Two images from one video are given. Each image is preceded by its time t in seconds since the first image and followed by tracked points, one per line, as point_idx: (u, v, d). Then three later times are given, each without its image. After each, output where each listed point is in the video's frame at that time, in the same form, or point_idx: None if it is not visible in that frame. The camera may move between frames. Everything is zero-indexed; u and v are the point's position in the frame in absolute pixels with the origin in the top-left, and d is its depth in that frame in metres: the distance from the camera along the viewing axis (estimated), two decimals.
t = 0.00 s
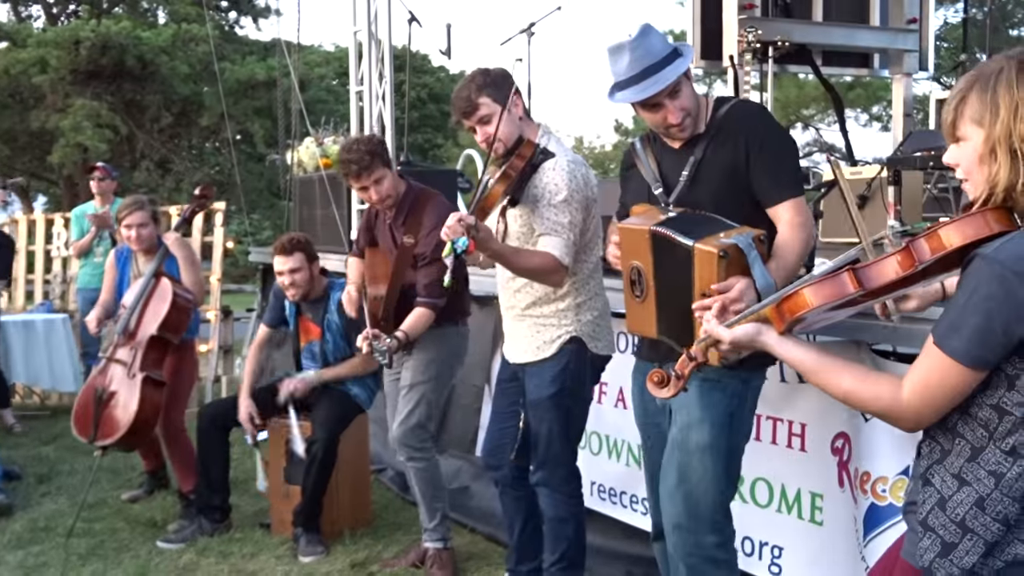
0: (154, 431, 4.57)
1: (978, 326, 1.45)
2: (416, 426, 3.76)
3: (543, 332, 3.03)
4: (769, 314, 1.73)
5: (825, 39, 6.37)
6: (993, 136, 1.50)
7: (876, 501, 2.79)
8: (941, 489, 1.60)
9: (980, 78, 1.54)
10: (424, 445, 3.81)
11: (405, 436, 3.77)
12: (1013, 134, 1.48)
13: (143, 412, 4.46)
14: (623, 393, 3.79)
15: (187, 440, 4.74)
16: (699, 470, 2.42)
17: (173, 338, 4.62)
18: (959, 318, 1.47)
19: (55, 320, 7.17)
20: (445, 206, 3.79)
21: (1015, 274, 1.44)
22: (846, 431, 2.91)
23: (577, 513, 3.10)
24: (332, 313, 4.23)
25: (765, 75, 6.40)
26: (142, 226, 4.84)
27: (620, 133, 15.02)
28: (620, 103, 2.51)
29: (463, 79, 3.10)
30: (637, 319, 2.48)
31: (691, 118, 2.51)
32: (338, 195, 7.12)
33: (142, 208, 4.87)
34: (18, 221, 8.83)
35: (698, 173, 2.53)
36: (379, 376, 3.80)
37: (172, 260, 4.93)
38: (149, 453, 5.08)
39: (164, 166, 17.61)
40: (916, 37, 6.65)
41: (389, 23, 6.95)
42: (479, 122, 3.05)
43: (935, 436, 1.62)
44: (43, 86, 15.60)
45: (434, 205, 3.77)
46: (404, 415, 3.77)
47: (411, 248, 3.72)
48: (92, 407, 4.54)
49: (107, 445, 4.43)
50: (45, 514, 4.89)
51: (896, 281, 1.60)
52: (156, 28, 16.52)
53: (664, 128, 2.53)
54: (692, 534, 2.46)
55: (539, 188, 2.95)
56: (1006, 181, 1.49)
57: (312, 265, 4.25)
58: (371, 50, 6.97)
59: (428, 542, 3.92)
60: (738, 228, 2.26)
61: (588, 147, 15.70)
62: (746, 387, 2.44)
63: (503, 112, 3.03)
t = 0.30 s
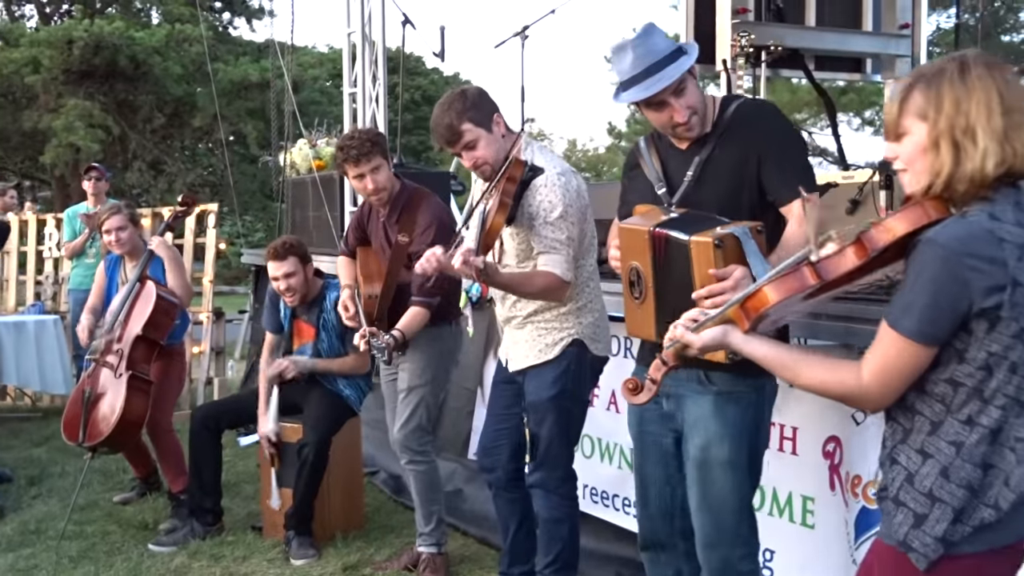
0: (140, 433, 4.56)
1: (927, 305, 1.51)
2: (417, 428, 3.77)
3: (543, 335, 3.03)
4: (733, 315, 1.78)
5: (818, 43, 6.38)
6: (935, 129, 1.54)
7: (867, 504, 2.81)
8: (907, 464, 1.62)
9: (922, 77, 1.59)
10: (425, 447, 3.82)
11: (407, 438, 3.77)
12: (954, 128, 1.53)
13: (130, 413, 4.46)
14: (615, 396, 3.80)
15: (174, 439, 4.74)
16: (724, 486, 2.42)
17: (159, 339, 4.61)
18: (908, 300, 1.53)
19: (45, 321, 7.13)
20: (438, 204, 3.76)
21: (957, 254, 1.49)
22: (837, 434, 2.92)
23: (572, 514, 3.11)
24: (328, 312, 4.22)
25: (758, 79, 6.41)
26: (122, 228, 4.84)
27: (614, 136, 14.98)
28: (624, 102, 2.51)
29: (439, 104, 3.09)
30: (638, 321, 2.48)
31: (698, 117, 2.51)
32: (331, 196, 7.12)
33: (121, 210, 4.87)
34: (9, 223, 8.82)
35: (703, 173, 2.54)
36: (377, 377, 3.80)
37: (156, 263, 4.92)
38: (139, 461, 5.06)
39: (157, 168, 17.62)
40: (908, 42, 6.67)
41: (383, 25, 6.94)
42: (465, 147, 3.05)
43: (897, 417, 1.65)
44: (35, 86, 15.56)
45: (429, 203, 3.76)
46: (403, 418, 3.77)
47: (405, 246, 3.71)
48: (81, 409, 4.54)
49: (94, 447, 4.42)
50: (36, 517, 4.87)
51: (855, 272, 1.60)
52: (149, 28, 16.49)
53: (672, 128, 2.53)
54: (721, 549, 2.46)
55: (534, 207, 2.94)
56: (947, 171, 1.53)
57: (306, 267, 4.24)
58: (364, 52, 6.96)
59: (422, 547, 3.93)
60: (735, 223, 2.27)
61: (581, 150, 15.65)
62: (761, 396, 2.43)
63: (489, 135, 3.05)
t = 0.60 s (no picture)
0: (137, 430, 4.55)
1: (925, 263, 1.60)
2: (398, 425, 3.77)
3: (539, 334, 3.03)
4: (732, 301, 1.79)
5: (812, 44, 6.40)
6: (880, 106, 1.67)
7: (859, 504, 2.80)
8: (909, 425, 1.68)
9: (855, 67, 1.72)
10: (406, 443, 3.81)
11: (388, 435, 3.77)
12: (898, 101, 1.66)
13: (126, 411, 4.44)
14: (609, 395, 3.79)
15: (170, 437, 4.73)
16: (730, 489, 2.42)
17: (157, 337, 4.59)
18: (906, 261, 1.62)
19: (39, 319, 7.07)
20: (440, 206, 3.76)
21: (946, 213, 1.61)
22: (831, 434, 2.92)
23: (565, 512, 3.10)
24: (322, 308, 4.23)
25: (753, 79, 6.41)
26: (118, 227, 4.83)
27: (608, 137, 14.90)
28: (632, 110, 2.50)
29: (430, 110, 3.07)
30: (645, 325, 2.45)
31: (708, 123, 2.50)
32: (325, 195, 7.10)
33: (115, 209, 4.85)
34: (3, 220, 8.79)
35: (712, 176, 2.54)
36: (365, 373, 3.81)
37: (155, 259, 4.90)
38: (134, 453, 5.06)
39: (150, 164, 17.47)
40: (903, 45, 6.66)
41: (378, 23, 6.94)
42: (458, 150, 3.05)
43: (887, 383, 1.72)
44: (28, 83, 15.52)
45: (429, 205, 3.75)
46: (389, 414, 3.77)
47: (405, 247, 3.73)
48: (77, 405, 4.52)
49: (88, 444, 4.42)
50: (27, 514, 4.86)
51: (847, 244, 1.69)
52: (144, 26, 16.47)
53: (681, 134, 2.53)
54: (725, 552, 2.47)
55: (528, 211, 2.95)
56: (898, 143, 1.65)
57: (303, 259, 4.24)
58: (359, 51, 6.95)
59: (410, 543, 3.92)
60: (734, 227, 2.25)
61: (575, 151, 15.61)
62: (770, 400, 2.43)
63: (480, 138, 3.05)
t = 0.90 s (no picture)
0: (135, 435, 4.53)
1: (936, 248, 1.60)
2: (396, 431, 3.77)
3: (537, 337, 3.02)
4: (749, 290, 1.73)
5: (805, 43, 6.40)
6: (877, 97, 1.67)
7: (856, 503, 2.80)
8: (913, 417, 1.67)
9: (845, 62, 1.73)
10: (405, 449, 3.82)
11: (386, 441, 3.77)
12: (894, 94, 1.66)
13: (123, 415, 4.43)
14: (606, 396, 3.79)
15: (168, 442, 4.72)
16: (727, 486, 2.41)
17: (156, 342, 4.59)
18: (915, 246, 1.61)
19: (35, 324, 7.04)
20: (438, 210, 3.74)
21: (952, 197, 1.62)
22: (827, 433, 2.92)
23: (562, 514, 3.10)
24: (318, 317, 4.23)
25: (746, 78, 6.41)
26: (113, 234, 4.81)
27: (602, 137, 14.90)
28: (630, 104, 2.53)
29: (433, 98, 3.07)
30: (643, 327, 2.46)
31: (703, 121, 2.52)
32: (320, 198, 7.10)
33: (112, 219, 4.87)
34: None
35: (710, 176, 2.56)
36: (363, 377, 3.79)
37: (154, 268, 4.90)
38: (130, 459, 5.05)
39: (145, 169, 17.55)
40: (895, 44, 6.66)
41: (371, 25, 6.93)
42: (461, 135, 3.03)
43: (887, 375, 1.71)
44: (21, 88, 15.50)
45: (427, 209, 3.73)
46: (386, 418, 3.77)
47: (404, 254, 3.71)
48: (74, 411, 4.52)
49: (85, 450, 4.40)
50: (24, 520, 4.85)
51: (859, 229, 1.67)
52: (137, 30, 16.44)
53: (677, 131, 2.56)
54: (724, 548, 2.47)
55: (530, 201, 2.95)
56: (894, 134, 1.66)
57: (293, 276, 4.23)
58: (353, 53, 6.94)
59: (411, 548, 3.93)
60: (725, 233, 2.25)
61: (570, 150, 15.61)
62: (769, 398, 2.42)
63: (486, 124, 3.04)
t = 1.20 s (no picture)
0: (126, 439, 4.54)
1: (912, 260, 1.60)
2: (389, 434, 3.76)
3: (534, 341, 3.02)
4: (720, 294, 1.80)
5: (801, 45, 6.41)
6: (883, 101, 1.66)
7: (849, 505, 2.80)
8: (886, 426, 1.68)
9: (862, 53, 1.69)
10: (398, 452, 3.80)
11: (378, 444, 3.75)
12: (903, 101, 1.65)
13: (115, 419, 4.43)
14: (602, 399, 3.79)
15: (158, 444, 4.73)
16: (719, 488, 2.41)
17: (146, 345, 4.60)
18: (890, 257, 1.61)
19: (31, 327, 7.03)
20: (440, 211, 3.76)
21: (934, 208, 1.61)
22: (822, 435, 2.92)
23: (558, 519, 3.10)
24: (310, 316, 4.20)
25: (742, 81, 6.41)
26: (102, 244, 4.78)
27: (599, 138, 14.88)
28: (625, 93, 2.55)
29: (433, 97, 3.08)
30: (628, 323, 2.45)
31: (693, 115, 2.53)
32: (316, 200, 7.10)
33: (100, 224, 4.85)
34: None
35: (698, 176, 2.56)
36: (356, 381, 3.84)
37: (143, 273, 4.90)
38: (123, 468, 5.03)
39: (141, 171, 17.55)
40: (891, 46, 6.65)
41: (367, 28, 6.92)
42: (462, 128, 3.05)
43: (864, 384, 1.72)
44: (17, 90, 15.47)
45: (429, 210, 3.74)
46: (379, 421, 3.76)
47: (401, 249, 3.71)
48: (66, 415, 4.50)
49: (79, 452, 4.39)
50: (19, 524, 4.84)
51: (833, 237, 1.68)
52: (132, 32, 16.41)
53: (668, 124, 2.57)
54: (720, 548, 2.47)
55: (528, 197, 2.94)
56: (899, 143, 1.64)
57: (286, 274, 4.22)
58: (348, 55, 6.94)
59: (404, 550, 3.92)
60: (709, 228, 2.25)
61: (567, 152, 15.60)
62: (758, 399, 2.41)
63: (485, 121, 3.06)
